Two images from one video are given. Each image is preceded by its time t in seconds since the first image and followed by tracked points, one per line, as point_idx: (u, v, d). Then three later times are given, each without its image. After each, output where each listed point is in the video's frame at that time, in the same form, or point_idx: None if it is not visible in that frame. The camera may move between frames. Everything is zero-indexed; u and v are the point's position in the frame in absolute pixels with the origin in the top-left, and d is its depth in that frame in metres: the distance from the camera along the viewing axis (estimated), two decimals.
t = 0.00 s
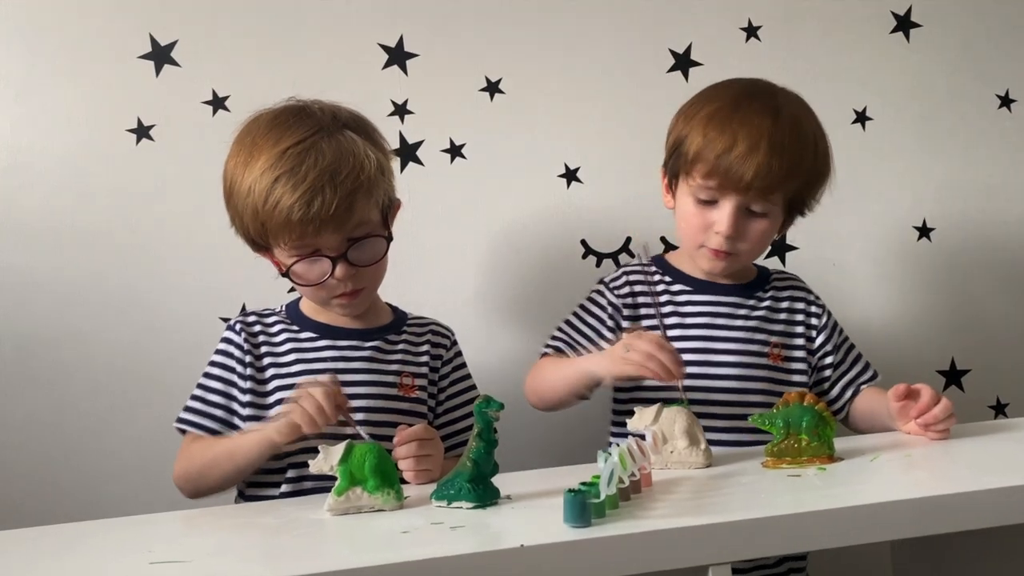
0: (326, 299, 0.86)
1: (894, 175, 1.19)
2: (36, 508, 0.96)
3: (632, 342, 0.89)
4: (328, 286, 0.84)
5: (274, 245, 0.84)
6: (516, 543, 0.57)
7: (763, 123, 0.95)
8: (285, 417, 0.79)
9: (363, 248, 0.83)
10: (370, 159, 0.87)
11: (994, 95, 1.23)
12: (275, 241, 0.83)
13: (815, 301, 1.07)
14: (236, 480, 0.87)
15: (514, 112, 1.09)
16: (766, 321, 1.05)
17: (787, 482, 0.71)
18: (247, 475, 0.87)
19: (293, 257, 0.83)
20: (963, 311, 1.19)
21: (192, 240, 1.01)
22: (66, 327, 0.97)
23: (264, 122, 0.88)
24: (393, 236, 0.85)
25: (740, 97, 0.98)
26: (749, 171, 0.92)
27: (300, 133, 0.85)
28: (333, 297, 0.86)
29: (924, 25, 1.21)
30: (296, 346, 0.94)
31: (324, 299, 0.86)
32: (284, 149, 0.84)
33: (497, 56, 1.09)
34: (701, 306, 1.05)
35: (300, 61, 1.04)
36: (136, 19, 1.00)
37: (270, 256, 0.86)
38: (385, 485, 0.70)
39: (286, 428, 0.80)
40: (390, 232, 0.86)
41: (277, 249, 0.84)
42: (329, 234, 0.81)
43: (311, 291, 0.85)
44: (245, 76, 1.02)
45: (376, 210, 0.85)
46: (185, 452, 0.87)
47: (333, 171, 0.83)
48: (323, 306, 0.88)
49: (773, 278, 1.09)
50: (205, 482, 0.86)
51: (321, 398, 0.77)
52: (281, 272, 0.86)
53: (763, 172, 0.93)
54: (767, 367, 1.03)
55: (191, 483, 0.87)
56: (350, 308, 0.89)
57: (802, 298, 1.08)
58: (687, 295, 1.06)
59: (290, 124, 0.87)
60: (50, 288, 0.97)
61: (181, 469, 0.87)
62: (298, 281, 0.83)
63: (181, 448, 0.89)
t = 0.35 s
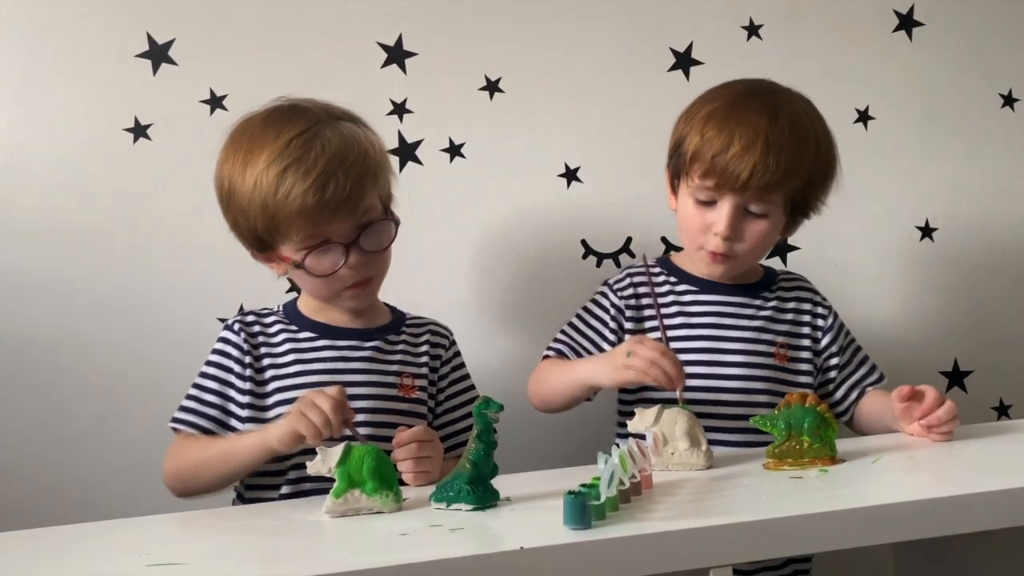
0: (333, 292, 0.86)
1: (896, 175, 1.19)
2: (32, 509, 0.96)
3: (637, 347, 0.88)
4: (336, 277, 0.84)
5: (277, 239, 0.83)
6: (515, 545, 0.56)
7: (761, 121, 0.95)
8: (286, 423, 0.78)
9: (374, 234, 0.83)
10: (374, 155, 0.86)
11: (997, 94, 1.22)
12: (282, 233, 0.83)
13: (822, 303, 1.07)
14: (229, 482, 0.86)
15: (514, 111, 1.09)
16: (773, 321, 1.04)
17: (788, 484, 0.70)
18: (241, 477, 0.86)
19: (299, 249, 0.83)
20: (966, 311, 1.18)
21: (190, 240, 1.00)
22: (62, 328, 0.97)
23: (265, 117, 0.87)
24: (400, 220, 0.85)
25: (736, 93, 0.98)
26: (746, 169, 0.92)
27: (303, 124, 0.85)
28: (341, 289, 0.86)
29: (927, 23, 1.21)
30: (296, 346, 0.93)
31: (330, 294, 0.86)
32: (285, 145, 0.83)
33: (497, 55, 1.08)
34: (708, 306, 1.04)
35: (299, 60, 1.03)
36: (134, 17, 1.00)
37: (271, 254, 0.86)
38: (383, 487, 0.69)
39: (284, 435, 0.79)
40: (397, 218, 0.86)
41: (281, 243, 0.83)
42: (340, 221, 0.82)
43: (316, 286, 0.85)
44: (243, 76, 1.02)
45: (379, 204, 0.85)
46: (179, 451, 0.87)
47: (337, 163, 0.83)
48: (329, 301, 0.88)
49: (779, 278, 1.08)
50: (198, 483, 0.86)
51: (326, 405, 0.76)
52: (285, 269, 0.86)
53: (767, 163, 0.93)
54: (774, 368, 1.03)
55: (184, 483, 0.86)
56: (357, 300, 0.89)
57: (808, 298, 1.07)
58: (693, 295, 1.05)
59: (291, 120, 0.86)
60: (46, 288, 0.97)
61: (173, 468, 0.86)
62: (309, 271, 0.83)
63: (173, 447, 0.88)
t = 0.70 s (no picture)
0: (342, 284, 0.85)
1: (899, 174, 1.18)
2: (29, 510, 0.95)
3: (649, 354, 0.87)
4: (348, 266, 0.84)
5: (287, 228, 0.83)
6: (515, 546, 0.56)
7: (769, 112, 0.95)
8: (279, 422, 0.78)
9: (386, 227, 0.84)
10: (385, 147, 0.87)
11: (1001, 93, 1.22)
12: (298, 221, 0.83)
13: (827, 302, 1.06)
14: (225, 484, 0.86)
15: (514, 110, 1.08)
16: (778, 322, 1.04)
17: (792, 485, 0.70)
18: (236, 478, 0.86)
19: (311, 236, 0.82)
20: (969, 312, 1.18)
21: (188, 240, 1.00)
22: (59, 328, 0.96)
23: (271, 110, 0.87)
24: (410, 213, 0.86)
25: (738, 88, 0.98)
26: (756, 157, 0.92)
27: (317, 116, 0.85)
28: (351, 281, 0.85)
29: (930, 22, 1.20)
30: (292, 347, 0.93)
31: (339, 287, 0.86)
32: (298, 132, 0.84)
33: (497, 54, 1.08)
34: (713, 308, 1.04)
35: (298, 59, 1.03)
36: (132, 15, 0.99)
37: (278, 245, 0.85)
38: (383, 488, 0.69)
39: (279, 432, 0.78)
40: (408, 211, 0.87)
41: (291, 231, 0.83)
42: (353, 210, 0.82)
43: (326, 277, 0.85)
44: (241, 75, 1.01)
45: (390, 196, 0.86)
46: (173, 452, 0.86)
47: (351, 151, 0.83)
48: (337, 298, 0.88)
49: (784, 278, 1.08)
50: (193, 484, 0.85)
51: (323, 401, 0.76)
52: (293, 260, 0.85)
53: (777, 152, 0.93)
54: (780, 369, 1.02)
55: (180, 484, 0.85)
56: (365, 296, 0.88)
57: (813, 298, 1.07)
58: (697, 296, 1.05)
59: (301, 111, 0.86)
60: (44, 288, 0.96)
61: (168, 469, 0.85)
62: (322, 262, 0.83)
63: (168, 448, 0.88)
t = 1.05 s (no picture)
0: (356, 280, 0.86)
1: (901, 174, 1.17)
2: (27, 512, 0.95)
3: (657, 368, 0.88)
4: (366, 260, 0.85)
5: (304, 221, 0.84)
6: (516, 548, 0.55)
7: (774, 111, 0.94)
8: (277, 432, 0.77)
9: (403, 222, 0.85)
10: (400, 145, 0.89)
11: (1005, 93, 1.21)
12: (315, 220, 0.83)
13: (830, 300, 1.06)
14: (225, 490, 0.86)
15: (514, 108, 1.08)
16: (781, 322, 1.04)
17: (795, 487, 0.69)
18: (236, 485, 0.86)
19: (331, 229, 0.83)
20: (972, 313, 1.17)
21: (187, 240, 0.99)
22: (57, 328, 0.96)
23: (283, 107, 0.88)
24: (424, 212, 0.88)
25: (739, 87, 0.97)
26: (762, 156, 0.92)
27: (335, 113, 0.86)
28: (364, 276, 0.86)
29: (933, 20, 1.19)
30: (289, 349, 0.92)
31: (351, 283, 0.86)
32: (317, 128, 0.85)
33: (497, 52, 1.07)
34: (715, 309, 1.03)
35: (298, 57, 1.02)
36: (130, 13, 0.99)
37: (292, 239, 0.85)
38: (382, 489, 0.69)
39: (278, 438, 0.78)
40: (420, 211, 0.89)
41: (308, 225, 0.84)
42: (375, 204, 0.84)
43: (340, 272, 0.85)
44: (240, 73, 1.01)
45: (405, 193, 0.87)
46: (172, 461, 0.85)
47: (371, 147, 0.85)
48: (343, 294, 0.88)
49: (785, 277, 1.07)
50: (193, 492, 0.85)
51: (315, 405, 0.76)
52: (306, 254, 0.86)
53: (783, 151, 0.93)
54: (783, 369, 1.02)
55: (179, 492, 0.85)
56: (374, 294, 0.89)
57: (815, 297, 1.06)
58: (699, 298, 1.04)
59: (316, 108, 0.87)
60: (41, 288, 0.96)
61: (167, 479, 0.85)
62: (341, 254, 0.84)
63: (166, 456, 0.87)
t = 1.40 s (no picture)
0: (398, 275, 0.90)
1: (904, 173, 1.17)
2: (24, 512, 0.94)
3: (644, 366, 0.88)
4: (411, 256, 0.89)
5: (354, 214, 0.88)
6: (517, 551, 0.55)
7: (779, 114, 0.94)
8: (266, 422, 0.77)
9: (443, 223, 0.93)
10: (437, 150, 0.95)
11: (1008, 92, 1.21)
12: (368, 215, 0.88)
13: (833, 301, 1.05)
14: (231, 489, 0.86)
15: (513, 107, 1.07)
16: (784, 323, 1.03)
17: (797, 489, 0.69)
18: (241, 483, 0.86)
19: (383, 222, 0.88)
20: (976, 313, 1.17)
21: (185, 239, 0.99)
22: (55, 328, 0.95)
23: (328, 108, 0.92)
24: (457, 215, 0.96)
25: (742, 89, 0.97)
26: (764, 160, 0.91)
27: (386, 116, 0.92)
28: (406, 271, 0.90)
29: (936, 19, 1.19)
30: (309, 352, 0.94)
31: (391, 279, 0.90)
32: (367, 128, 0.90)
33: (497, 50, 1.07)
34: (716, 311, 1.03)
35: (297, 56, 1.02)
36: (127, 11, 0.98)
37: (337, 231, 0.88)
38: (381, 491, 0.68)
39: (269, 430, 0.77)
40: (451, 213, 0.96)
41: (357, 217, 0.88)
42: (423, 202, 0.90)
43: (383, 265, 0.89)
44: (240, 71, 1.00)
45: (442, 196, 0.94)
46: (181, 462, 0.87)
47: (418, 149, 0.91)
48: (376, 290, 0.92)
49: (788, 278, 1.06)
50: (202, 490, 0.86)
51: (307, 379, 0.78)
52: (350, 245, 0.89)
53: (784, 155, 0.92)
54: (785, 370, 1.01)
55: (189, 491, 0.86)
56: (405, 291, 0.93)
57: (819, 297, 1.05)
58: (700, 300, 1.04)
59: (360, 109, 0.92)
60: (38, 288, 0.95)
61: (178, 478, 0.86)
62: (389, 247, 0.88)
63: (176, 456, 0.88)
